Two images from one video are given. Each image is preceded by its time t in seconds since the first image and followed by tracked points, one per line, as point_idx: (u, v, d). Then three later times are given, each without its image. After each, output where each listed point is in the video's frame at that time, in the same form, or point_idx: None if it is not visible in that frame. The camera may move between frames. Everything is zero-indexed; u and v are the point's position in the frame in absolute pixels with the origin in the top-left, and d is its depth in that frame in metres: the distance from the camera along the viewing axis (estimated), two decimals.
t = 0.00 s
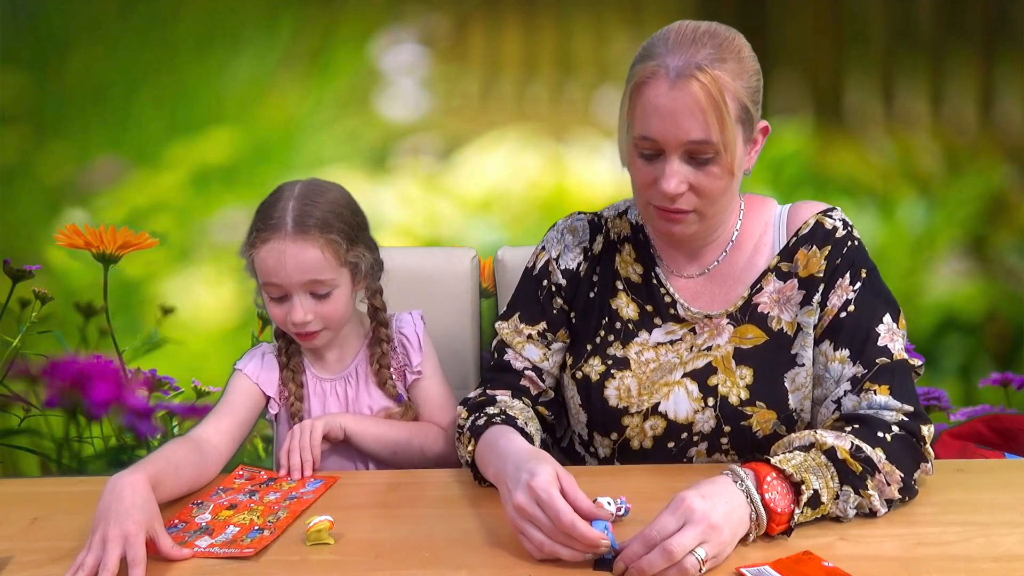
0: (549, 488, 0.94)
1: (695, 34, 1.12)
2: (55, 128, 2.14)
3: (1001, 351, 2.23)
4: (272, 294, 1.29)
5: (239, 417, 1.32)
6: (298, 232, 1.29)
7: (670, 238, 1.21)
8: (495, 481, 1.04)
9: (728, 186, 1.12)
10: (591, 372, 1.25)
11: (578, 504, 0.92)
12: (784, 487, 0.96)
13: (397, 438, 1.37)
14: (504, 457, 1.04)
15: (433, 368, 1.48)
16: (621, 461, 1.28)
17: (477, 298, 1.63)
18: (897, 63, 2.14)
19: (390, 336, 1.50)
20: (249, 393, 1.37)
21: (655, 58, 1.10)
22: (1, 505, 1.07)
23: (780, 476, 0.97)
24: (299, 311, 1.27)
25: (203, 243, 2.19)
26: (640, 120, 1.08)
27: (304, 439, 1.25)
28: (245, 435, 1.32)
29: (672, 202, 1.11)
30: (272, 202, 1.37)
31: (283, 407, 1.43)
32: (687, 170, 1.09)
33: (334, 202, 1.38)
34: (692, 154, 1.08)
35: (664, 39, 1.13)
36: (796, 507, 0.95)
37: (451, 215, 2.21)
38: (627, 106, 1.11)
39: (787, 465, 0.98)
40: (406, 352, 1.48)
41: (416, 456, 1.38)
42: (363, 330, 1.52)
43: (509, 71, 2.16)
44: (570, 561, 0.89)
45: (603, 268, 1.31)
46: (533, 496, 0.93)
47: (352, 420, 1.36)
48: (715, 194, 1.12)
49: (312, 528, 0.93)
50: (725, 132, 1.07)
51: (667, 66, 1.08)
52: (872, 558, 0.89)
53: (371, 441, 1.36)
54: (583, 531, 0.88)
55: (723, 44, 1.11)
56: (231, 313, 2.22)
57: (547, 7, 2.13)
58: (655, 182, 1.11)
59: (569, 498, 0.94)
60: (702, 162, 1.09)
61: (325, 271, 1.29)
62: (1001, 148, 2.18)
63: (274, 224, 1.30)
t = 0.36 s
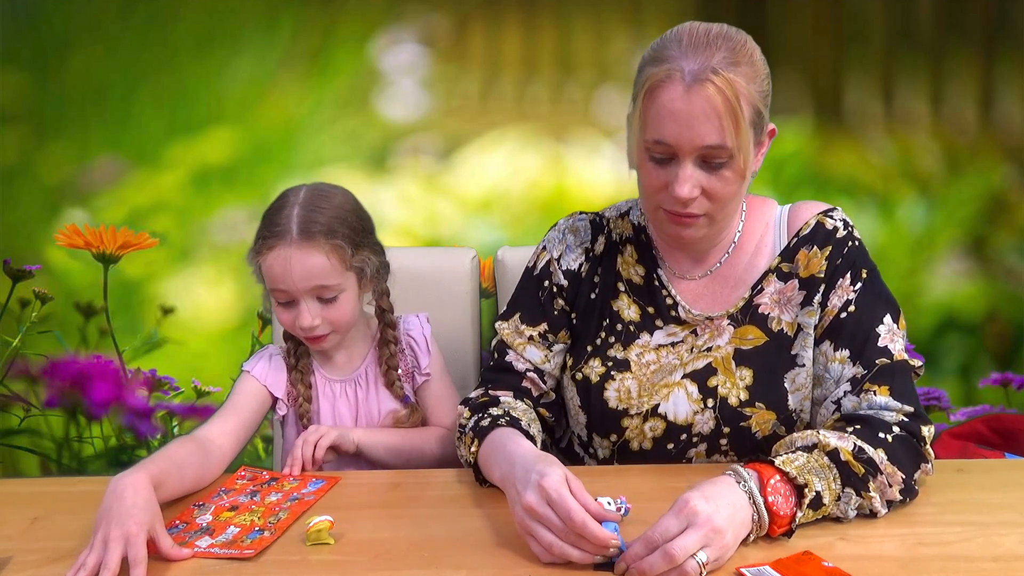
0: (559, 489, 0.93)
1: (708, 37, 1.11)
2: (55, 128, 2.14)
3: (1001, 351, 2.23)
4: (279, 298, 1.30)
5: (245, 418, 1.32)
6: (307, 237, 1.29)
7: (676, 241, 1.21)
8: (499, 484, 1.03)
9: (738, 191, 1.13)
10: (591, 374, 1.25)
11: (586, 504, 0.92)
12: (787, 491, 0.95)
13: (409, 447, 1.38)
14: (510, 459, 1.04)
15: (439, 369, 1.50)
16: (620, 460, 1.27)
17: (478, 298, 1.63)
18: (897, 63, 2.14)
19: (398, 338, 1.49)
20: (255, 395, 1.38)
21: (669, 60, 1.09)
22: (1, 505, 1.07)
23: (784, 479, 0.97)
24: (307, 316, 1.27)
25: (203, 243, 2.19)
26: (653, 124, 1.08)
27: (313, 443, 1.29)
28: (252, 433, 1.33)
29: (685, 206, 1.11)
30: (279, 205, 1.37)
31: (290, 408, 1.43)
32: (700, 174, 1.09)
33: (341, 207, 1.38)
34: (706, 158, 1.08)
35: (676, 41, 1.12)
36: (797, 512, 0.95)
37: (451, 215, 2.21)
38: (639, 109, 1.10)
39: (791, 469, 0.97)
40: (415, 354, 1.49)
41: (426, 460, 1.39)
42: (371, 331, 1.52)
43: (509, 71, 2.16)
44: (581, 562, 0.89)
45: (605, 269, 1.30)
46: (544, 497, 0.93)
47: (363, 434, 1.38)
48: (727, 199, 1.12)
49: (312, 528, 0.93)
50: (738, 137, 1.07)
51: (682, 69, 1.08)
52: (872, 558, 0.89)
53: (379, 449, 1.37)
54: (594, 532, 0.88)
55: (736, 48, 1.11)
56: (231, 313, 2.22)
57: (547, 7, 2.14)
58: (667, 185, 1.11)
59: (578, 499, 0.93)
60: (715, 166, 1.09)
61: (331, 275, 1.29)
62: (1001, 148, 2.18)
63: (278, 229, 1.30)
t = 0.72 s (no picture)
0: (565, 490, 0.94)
1: (709, 39, 1.11)
2: (55, 128, 2.14)
3: (1001, 351, 2.23)
4: (280, 301, 1.30)
5: (245, 417, 1.32)
6: (309, 239, 1.29)
7: (678, 242, 1.21)
8: (499, 486, 1.03)
9: (740, 192, 1.13)
10: (590, 373, 1.25)
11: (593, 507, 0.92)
12: (796, 496, 0.95)
13: (408, 449, 1.38)
14: (512, 462, 1.04)
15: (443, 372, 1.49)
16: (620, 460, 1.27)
17: (477, 298, 1.63)
18: (897, 63, 2.14)
19: (401, 343, 1.49)
20: (257, 394, 1.38)
21: (671, 63, 1.09)
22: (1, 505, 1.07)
23: (793, 483, 0.96)
24: (308, 322, 1.28)
25: (203, 243, 2.19)
26: (656, 127, 1.08)
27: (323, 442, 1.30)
28: (252, 433, 1.33)
29: (687, 208, 1.11)
30: (280, 208, 1.37)
31: (290, 409, 1.44)
32: (703, 177, 1.09)
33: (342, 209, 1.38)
34: (709, 161, 1.08)
35: (678, 42, 1.12)
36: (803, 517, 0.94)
37: (451, 215, 2.21)
38: (641, 112, 1.10)
39: (801, 474, 0.97)
40: (417, 357, 1.48)
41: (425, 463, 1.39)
42: (373, 335, 1.52)
43: (509, 71, 2.16)
44: (584, 564, 0.89)
45: (604, 267, 1.30)
46: (549, 499, 0.93)
47: (363, 435, 1.38)
48: (729, 201, 1.12)
49: (312, 528, 0.93)
50: (741, 139, 1.08)
51: (685, 72, 1.08)
52: (872, 558, 0.89)
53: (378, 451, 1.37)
54: (600, 533, 0.88)
55: (738, 49, 1.11)
56: (231, 313, 2.22)
57: (547, 7, 2.14)
58: (670, 188, 1.11)
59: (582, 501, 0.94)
60: (719, 169, 1.09)
61: (332, 278, 1.29)
62: (1001, 148, 2.18)
63: (278, 232, 1.30)
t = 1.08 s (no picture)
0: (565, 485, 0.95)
1: (709, 39, 1.11)
2: (55, 128, 2.14)
3: (1001, 351, 2.23)
4: (281, 302, 1.30)
5: (246, 415, 1.32)
6: (310, 241, 1.29)
7: (679, 242, 1.21)
8: (499, 487, 1.03)
9: (742, 192, 1.13)
10: (591, 369, 1.25)
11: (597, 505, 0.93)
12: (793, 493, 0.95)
13: (409, 450, 1.39)
14: (511, 462, 1.04)
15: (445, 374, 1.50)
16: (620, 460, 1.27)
17: (478, 297, 1.63)
18: (897, 63, 2.14)
19: (405, 343, 1.49)
20: (254, 390, 1.37)
21: (672, 64, 1.09)
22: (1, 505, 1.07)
23: (789, 480, 0.96)
24: (305, 320, 1.27)
25: (203, 243, 2.19)
26: (658, 127, 1.08)
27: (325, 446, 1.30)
28: (254, 430, 1.32)
29: (689, 208, 1.11)
30: (280, 209, 1.37)
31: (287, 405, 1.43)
32: (705, 177, 1.09)
33: (343, 209, 1.38)
34: (710, 161, 1.08)
35: (678, 43, 1.12)
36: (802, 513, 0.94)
37: (451, 215, 2.21)
38: (642, 113, 1.10)
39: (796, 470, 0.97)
40: (421, 359, 1.49)
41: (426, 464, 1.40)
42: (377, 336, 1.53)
43: (508, 71, 2.16)
44: (586, 562, 0.89)
45: (604, 263, 1.30)
46: (549, 498, 0.94)
47: (372, 436, 1.38)
48: (731, 201, 1.13)
49: (312, 528, 0.93)
50: (743, 140, 1.08)
51: (686, 73, 1.08)
52: (872, 558, 0.89)
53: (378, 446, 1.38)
54: (603, 527, 0.89)
55: (738, 50, 1.11)
56: (231, 313, 2.22)
57: (548, 7, 2.13)
58: (672, 188, 1.11)
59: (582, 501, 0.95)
60: (720, 169, 1.09)
61: (334, 279, 1.29)
62: (1001, 148, 2.18)
63: (278, 234, 1.30)
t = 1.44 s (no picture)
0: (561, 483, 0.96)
1: (712, 41, 1.11)
2: (55, 128, 2.14)
3: (1001, 351, 2.23)
4: (282, 301, 1.30)
5: (238, 405, 1.33)
6: (315, 244, 1.28)
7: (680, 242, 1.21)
8: (495, 485, 1.03)
9: (741, 194, 1.13)
10: (591, 366, 1.25)
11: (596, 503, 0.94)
12: (790, 493, 0.95)
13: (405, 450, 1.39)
14: (507, 461, 1.04)
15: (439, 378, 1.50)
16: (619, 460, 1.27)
17: (477, 297, 1.63)
18: (897, 63, 2.14)
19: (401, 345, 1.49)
20: (246, 382, 1.38)
21: (674, 64, 1.09)
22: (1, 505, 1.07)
23: (786, 479, 0.96)
24: (310, 322, 1.28)
25: (203, 243, 2.18)
26: (659, 128, 1.08)
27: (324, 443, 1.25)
28: (242, 424, 1.32)
29: (689, 209, 1.12)
30: (284, 207, 1.37)
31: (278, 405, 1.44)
32: (705, 178, 1.09)
33: (347, 209, 1.38)
34: (711, 162, 1.08)
35: (680, 44, 1.12)
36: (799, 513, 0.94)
37: (451, 215, 2.21)
38: (644, 113, 1.10)
39: (794, 471, 0.97)
40: (416, 364, 1.49)
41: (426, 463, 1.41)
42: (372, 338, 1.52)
43: (509, 71, 2.16)
44: (587, 560, 0.90)
45: (605, 260, 1.30)
46: (548, 495, 0.94)
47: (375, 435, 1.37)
48: (730, 202, 1.13)
49: (312, 528, 0.93)
50: (744, 141, 1.08)
51: (688, 74, 1.08)
52: (872, 558, 0.89)
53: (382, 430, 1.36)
54: (605, 524, 0.89)
55: (741, 51, 1.11)
56: (231, 313, 2.22)
57: (548, 7, 2.13)
58: (672, 189, 1.11)
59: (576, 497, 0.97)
60: (720, 170, 1.09)
61: (338, 284, 1.29)
62: (1001, 148, 2.18)
63: (284, 236, 1.29)
